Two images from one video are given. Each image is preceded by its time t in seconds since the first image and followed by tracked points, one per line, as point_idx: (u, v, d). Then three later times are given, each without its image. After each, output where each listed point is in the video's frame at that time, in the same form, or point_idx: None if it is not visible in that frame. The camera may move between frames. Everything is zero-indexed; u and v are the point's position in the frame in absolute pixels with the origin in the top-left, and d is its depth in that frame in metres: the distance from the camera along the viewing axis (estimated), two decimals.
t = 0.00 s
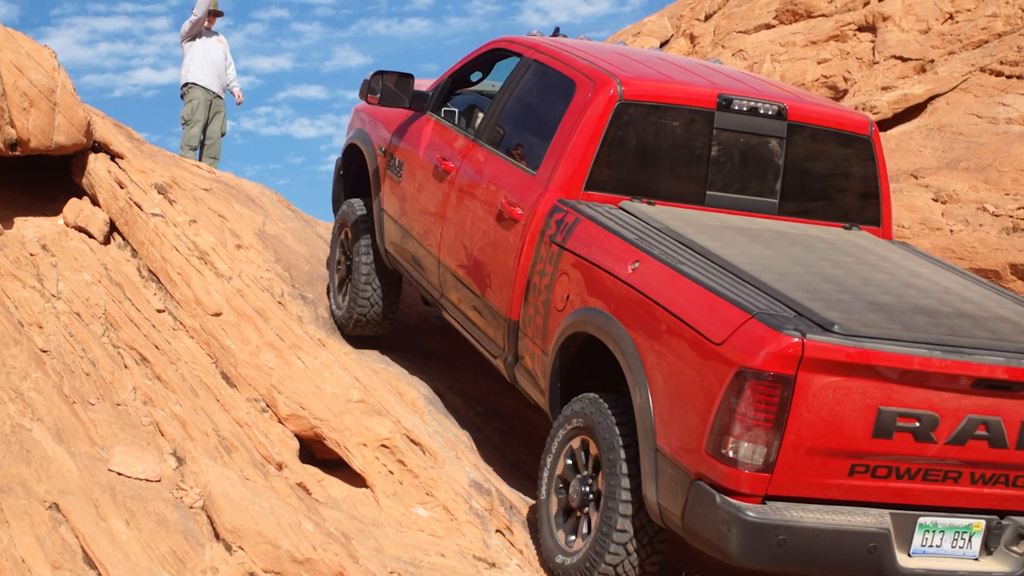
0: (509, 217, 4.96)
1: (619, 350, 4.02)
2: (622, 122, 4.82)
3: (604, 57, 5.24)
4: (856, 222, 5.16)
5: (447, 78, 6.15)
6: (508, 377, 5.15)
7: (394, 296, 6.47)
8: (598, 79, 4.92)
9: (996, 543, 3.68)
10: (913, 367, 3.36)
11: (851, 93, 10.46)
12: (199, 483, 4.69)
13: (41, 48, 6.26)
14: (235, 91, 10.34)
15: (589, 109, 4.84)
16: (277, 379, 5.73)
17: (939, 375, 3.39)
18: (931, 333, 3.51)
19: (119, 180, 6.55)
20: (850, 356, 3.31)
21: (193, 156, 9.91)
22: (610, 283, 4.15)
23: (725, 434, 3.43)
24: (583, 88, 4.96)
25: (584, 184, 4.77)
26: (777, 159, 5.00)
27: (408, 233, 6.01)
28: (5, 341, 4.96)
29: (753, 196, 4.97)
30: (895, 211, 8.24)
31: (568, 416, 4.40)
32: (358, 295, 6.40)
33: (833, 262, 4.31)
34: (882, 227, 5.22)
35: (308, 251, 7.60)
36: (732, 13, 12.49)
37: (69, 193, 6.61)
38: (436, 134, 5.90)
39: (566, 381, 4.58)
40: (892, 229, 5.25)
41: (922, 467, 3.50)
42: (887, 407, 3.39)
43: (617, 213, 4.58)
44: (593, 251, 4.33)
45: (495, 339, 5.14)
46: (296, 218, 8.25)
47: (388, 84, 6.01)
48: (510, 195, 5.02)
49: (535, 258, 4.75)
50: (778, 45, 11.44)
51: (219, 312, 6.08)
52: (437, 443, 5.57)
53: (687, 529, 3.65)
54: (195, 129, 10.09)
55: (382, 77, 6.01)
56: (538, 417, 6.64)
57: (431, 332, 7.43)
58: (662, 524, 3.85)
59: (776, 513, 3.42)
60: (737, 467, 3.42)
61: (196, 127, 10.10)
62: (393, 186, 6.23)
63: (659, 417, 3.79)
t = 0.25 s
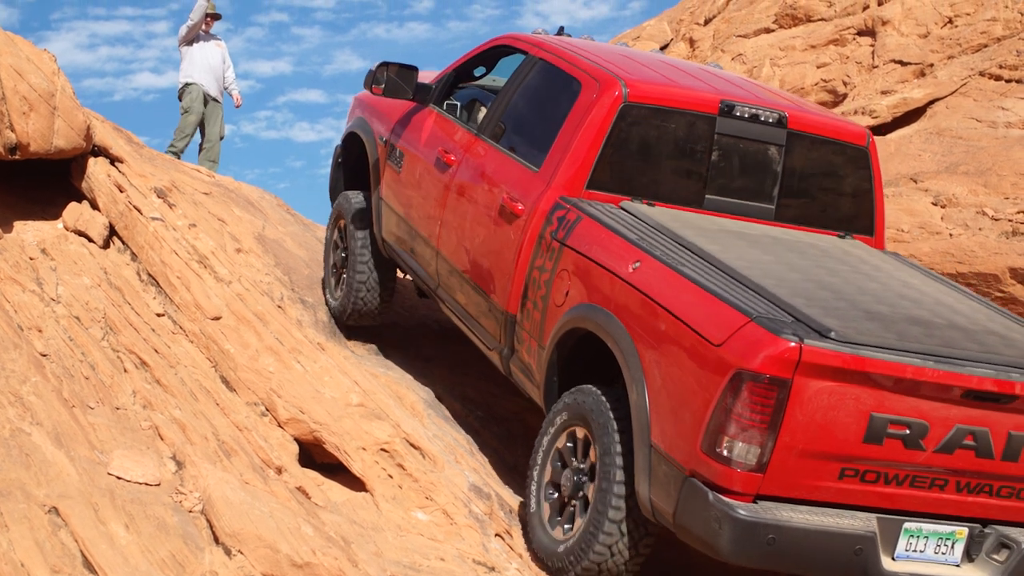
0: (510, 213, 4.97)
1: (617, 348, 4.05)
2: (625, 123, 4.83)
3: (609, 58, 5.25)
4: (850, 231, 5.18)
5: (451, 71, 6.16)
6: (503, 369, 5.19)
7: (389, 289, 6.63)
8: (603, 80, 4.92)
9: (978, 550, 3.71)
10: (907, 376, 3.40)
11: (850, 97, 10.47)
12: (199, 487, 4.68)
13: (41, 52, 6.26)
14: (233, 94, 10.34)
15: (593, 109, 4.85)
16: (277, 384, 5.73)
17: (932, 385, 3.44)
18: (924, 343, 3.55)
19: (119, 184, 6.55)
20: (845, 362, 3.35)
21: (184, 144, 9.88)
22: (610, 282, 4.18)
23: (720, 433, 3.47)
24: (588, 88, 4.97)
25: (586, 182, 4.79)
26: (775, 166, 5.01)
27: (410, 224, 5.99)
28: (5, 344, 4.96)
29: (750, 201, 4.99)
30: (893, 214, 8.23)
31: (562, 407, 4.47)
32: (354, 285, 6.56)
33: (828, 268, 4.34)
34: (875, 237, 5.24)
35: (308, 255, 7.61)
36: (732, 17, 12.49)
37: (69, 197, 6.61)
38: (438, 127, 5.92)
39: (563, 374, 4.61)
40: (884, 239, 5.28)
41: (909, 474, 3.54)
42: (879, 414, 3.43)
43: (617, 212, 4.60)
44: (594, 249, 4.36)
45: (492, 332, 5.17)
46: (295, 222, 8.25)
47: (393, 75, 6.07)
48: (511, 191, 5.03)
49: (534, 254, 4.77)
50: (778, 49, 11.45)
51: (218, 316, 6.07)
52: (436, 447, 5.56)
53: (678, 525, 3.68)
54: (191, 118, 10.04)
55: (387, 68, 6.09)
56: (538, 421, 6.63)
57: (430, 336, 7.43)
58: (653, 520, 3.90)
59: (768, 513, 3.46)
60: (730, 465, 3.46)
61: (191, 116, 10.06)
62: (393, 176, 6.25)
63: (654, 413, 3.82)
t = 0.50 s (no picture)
0: (510, 207, 5.12)
1: (613, 340, 4.23)
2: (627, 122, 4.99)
3: (612, 58, 5.40)
4: (843, 238, 5.37)
5: (455, 67, 6.26)
6: (496, 360, 5.37)
7: (388, 281, 6.73)
8: (606, 79, 5.08)
9: (958, 549, 3.89)
10: (894, 374, 3.56)
11: (850, 101, 10.46)
12: (198, 491, 4.68)
13: (41, 55, 6.27)
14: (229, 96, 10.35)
15: (595, 108, 5.02)
16: (277, 387, 5.74)
17: (918, 384, 3.60)
18: (913, 344, 3.71)
19: (119, 187, 6.56)
20: (834, 359, 3.51)
21: (176, 150, 9.90)
22: (608, 276, 4.35)
23: (711, 424, 3.65)
24: (591, 87, 5.13)
25: (587, 179, 4.95)
26: (772, 170, 5.19)
27: (406, 214, 6.13)
28: (4, 347, 4.96)
29: (746, 202, 5.16)
30: (893, 217, 8.23)
31: (556, 398, 4.67)
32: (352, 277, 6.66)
33: (822, 271, 4.49)
34: (866, 244, 5.44)
35: (308, 258, 7.62)
36: (732, 20, 12.48)
37: (69, 201, 6.62)
38: (439, 120, 6.04)
39: (557, 366, 4.82)
40: (875, 246, 5.46)
41: (893, 471, 3.71)
42: (865, 411, 3.60)
43: (615, 209, 4.76)
44: (592, 244, 4.53)
45: (488, 323, 5.33)
46: (295, 225, 8.26)
47: (399, 69, 6.16)
48: (512, 185, 5.19)
49: (532, 248, 4.93)
50: (777, 52, 11.45)
51: (218, 319, 6.08)
52: (436, 450, 5.55)
53: (666, 514, 3.86)
54: (183, 123, 10.05)
55: (394, 61, 6.15)
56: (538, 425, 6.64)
57: (430, 340, 7.44)
58: (641, 509, 4.10)
59: (753, 504, 3.64)
60: (719, 456, 3.63)
61: (184, 120, 10.08)
62: (395, 169, 6.35)
63: (647, 402, 4.00)
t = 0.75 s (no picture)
0: (502, 204, 5.16)
1: (602, 336, 4.28)
2: (618, 119, 5.04)
3: (603, 56, 5.45)
4: (833, 234, 5.42)
5: (449, 66, 6.27)
6: (490, 356, 5.41)
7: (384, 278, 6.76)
8: (597, 77, 5.14)
9: (945, 540, 3.95)
10: (880, 367, 3.61)
11: (850, 103, 10.45)
12: (198, 493, 4.68)
13: (41, 57, 6.28)
14: (228, 98, 10.36)
15: (586, 105, 5.07)
16: (276, 389, 5.73)
17: (904, 377, 3.64)
18: (898, 337, 3.75)
19: (119, 189, 6.56)
20: (821, 352, 3.56)
21: (177, 153, 9.90)
22: (598, 272, 4.39)
23: (698, 418, 3.69)
24: (582, 85, 5.18)
25: (578, 176, 4.99)
26: (762, 166, 5.24)
27: (400, 213, 6.16)
28: (4, 350, 4.97)
29: (736, 199, 5.21)
30: (894, 220, 8.22)
31: (549, 393, 4.69)
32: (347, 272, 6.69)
33: (809, 266, 4.55)
34: (857, 239, 5.47)
35: (308, 260, 7.62)
36: (732, 23, 12.47)
37: (69, 204, 6.62)
38: (433, 118, 6.07)
39: (549, 363, 4.85)
40: (866, 241, 5.50)
41: (880, 463, 3.75)
42: (852, 404, 3.64)
43: (606, 205, 4.80)
44: (583, 239, 4.57)
45: (481, 320, 5.37)
46: (295, 228, 8.26)
47: (392, 68, 6.15)
48: (504, 182, 5.22)
49: (523, 245, 4.97)
50: (777, 55, 11.45)
51: (217, 321, 6.07)
52: (436, 453, 5.54)
53: (655, 508, 3.91)
54: (184, 125, 10.04)
55: (387, 60, 6.16)
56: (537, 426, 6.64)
57: (430, 342, 7.44)
58: (631, 503, 4.14)
59: (741, 496, 3.69)
60: (707, 449, 3.68)
61: (184, 123, 10.07)
62: (389, 167, 6.37)
63: (636, 397, 4.04)
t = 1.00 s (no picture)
0: (496, 206, 5.16)
1: (596, 338, 4.28)
2: (611, 120, 5.05)
3: (596, 57, 5.45)
4: (827, 231, 5.42)
5: (443, 68, 6.29)
6: (486, 358, 5.41)
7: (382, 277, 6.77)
8: (588, 79, 5.14)
9: (941, 538, 3.95)
10: (871, 367, 3.61)
11: (850, 105, 10.45)
12: (198, 495, 4.68)
13: (40, 59, 6.28)
14: (230, 101, 10.36)
15: (578, 107, 5.07)
16: (276, 391, 5.72)
17: (896, 376, 3.64)
18: (889, 336, 3.75)
19: (118, 191, 6.56)
20: (812, 353, 3.56)
21: (177, 155, 9.90)
22: (591, 274, 4.39)
23: (691, 421, 3.69)
24: (574, 87, 5.18)
25: (571, 177, 5.00)
26: (755, 165, 5.24)
27: (397, 215, 6.16)
28: (3, 351, 4.97)
29: (730, 198, 5.21)
30: (893, 221, 8.22)
31: (544, 394, 4.70)
32: (345, 272, 6.70)
33: (803, 265, 4.55)
34: (852, 236, 5.46)
35: (308, 262, 7.61)
36: (732, 25, 12.46)
37: (68, 205, 6.62)
38: (428, 121, 6.06)
39: (543, 365, 4.85)
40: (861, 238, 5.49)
41: (874, 463, 3.75)
42: (844, 404, 3.65)
43: (599, 207, 4.80)
44: (576, 242, 4.57)
45: (476, 321, 5.37)
46: (295, 229, 8.26)
47: (385, 71, 6.16)
48: (498, 185, 5.22)
49: (518, 248, 4.97)
50: (777, 57, 11.44)
51: (217, 323, 6.07)
52: (435, 455, 5.54)
53: (650, 509, 3.91)
54: (184, 127, 10.04)
55: (380, 63, 6.16)
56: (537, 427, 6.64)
57: (429, 343, 7.44)
58: (627, 504, 4.14)
59: (736, 498, 3.69)
60: (700, 451, 3.68)
61: (184, 125, 10.06)
62: (384, 170, 6.38)
63: (630, 400, 4.04)
